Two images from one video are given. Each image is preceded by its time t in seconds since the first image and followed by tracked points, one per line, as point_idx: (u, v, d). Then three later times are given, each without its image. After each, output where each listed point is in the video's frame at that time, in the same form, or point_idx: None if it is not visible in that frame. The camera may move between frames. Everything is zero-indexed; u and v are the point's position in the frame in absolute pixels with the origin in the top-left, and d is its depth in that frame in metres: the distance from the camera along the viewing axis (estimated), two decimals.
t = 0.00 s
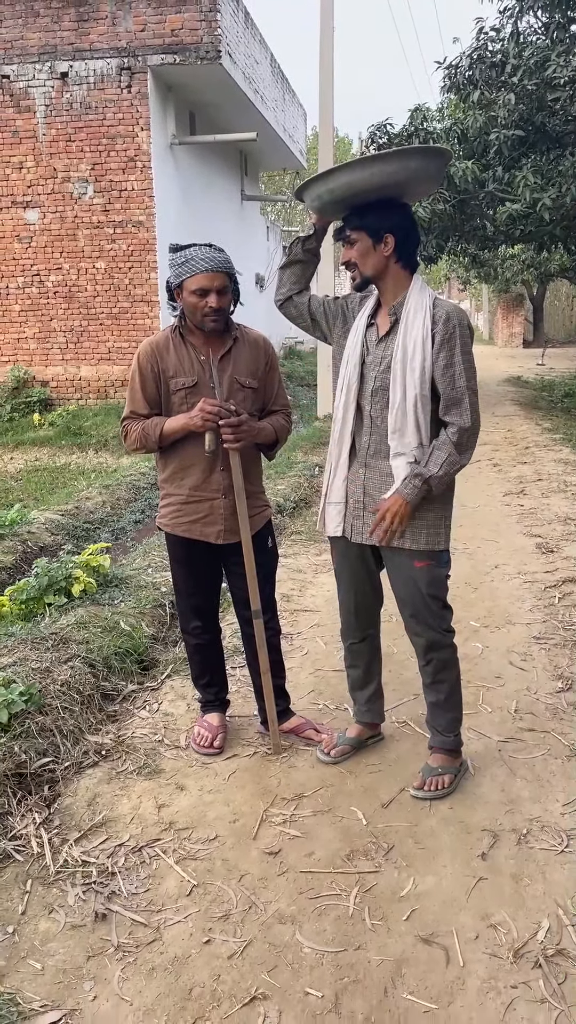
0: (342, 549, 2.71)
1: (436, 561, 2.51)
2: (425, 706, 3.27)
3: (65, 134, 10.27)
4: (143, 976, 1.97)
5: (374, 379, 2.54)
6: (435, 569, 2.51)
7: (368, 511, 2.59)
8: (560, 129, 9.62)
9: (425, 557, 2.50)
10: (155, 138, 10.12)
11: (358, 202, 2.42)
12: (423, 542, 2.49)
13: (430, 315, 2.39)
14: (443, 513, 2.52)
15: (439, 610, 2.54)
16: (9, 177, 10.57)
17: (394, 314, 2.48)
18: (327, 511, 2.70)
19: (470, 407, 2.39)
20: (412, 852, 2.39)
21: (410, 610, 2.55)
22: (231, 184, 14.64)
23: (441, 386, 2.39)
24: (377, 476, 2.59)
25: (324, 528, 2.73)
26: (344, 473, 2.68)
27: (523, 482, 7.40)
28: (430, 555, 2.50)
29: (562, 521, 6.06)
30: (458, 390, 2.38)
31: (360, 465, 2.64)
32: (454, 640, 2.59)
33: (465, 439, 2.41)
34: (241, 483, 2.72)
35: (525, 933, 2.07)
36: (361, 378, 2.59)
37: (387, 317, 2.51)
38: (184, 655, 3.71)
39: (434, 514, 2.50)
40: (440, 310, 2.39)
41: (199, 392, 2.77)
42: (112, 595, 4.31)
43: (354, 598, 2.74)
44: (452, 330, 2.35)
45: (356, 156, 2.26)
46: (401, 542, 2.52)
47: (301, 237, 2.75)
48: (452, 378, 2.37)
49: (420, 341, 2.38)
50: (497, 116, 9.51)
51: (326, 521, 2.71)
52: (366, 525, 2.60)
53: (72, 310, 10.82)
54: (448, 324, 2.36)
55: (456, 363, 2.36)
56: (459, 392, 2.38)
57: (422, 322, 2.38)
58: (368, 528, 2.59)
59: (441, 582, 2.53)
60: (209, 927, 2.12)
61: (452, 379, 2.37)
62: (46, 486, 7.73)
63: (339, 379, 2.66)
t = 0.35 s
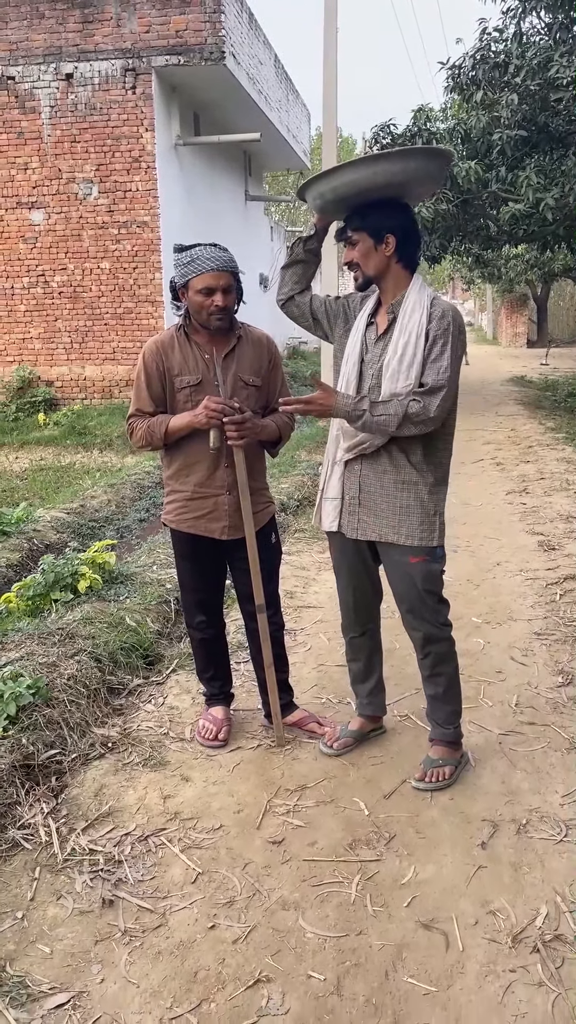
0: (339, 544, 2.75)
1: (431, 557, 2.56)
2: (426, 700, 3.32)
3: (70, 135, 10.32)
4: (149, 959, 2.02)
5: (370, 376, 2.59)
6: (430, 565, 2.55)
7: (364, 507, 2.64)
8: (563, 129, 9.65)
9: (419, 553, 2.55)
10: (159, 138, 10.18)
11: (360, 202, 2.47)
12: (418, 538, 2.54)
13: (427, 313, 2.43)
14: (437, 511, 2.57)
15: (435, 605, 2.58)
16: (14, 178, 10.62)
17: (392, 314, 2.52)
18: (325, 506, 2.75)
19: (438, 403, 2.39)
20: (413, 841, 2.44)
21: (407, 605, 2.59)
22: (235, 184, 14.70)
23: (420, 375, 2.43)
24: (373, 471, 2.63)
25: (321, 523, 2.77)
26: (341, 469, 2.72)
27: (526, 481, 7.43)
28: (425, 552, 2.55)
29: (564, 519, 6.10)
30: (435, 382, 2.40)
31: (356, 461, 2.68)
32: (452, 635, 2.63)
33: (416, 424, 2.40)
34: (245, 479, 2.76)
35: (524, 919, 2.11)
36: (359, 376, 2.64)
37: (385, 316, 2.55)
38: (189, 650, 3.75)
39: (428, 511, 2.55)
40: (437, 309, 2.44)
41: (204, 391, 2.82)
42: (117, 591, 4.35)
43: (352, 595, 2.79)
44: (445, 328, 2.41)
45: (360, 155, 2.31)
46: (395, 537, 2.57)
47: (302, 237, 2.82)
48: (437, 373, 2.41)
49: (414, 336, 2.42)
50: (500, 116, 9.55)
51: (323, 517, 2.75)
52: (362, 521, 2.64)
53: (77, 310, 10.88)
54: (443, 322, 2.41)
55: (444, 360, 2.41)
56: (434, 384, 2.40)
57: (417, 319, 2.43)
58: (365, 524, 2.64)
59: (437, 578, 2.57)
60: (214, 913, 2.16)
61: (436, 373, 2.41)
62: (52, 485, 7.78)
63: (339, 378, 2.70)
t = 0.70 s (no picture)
0: (335, 540, 2.79)
1: (426, 554, 2.59)
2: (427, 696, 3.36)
3: (73, 136, 10.37)
4: (156, 947, 2.05)
5: (366, 375, 2.62)
6: (426, 561, 2.58)
7: (360, 504, 2.68)
8: (565, 128, 9.68)
9: (415, 548, 2.58)
10: (162, 138, 10.25)
11: (357, 202, 2.50)
12: (412, 534, 2.57)
13: (424, 315, 2.47)
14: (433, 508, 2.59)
15: (433, 600, 2.62)
16: (17, 178, 10.66)
17: (389, 314, 2.56)
18: (320, 503, 2.78)
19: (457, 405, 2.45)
20: (414, 833, 2.48)
21: (405, 600, 2.63)
22: (237, 184, 14.74)
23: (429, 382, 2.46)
24: (369, 469, 2.67)
25: (317, 519, 2.81)
26: (337, 466, 2.76)
27: (527, 479, 7.46)
28: (421, 548, 2.58)
29: (565, 516, 6.13)
30: (445, 386, 2.44)
31: (352, 458, 2.72)
32: (450, 629, 2.67)
33: (446, 440, 2.46)
34: (248, 477, 2.80)
35: (523, 908, 2.15)
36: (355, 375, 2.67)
37: (382, 316, 2.60)
38: (192, 646, 3.79)
39: (425, 508, 2.58)
40: (433, 308, 2.47)
41: (207, 389, 2.86)
42: (121, 589, 4.39)
43: (351, 590, 2.82)
44: (443, 329, 2.43)
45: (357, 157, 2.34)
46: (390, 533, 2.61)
47: (302, 235, 2.82)
48: (441, 375, 2.44)
49: (413, 339, 2.46)
50: (502, 116, 9.57)
51: (319, 512, 2.78)
52: (359, 517, 2.69)
53: (80, 310, 10.93)
54: (440, 324, 2.44)
55: (446, 362, 2.44)
56: (446, 390, 2.45)
57: (415, 321, 2.46)
58: (363, 521, 2.68)
59: (433, 574, 2.60)
60: (218, 902, 2.20)
61: (442, 377, 2.44)
62: (55, 484, 7.83)
63: (335, 377, 2.74)
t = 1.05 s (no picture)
0: (337, 537, 2.81)
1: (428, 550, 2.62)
2: (426, 691, 3.39)
3: (72, 136, 10.39)
4: (158, 937, 2.09)
5: (366, 375, 2.65)
6: (428, 557, 2.62)
7: (360, 501, 2.70)
8: (563, 128, 9.70)
9: (417, 545, 2.61)
10: (161, 138, 10.26)
11: (356, 202, 2.53)
12: (415, 531, 2.60)
13: (424, 314, 2.50)
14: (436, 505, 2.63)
15: (434, 596, 2.66)
16: (16, 179, 10.69)
17: (389, 314, 2.59)
18: (322, 501, 2.80)
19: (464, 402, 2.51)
20: (412, 825, 2.51)
21: (406, 596, 2.67)
22: (236, 184, 14.76)
23: (437, 384, 2.49)
24: (370, 466, 2.69)
25: (319, 517, 2.83)
26: (338, 465, 2.78)
27: (526, 477, 7.50)
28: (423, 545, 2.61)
29: (564, 514, 6.17)
30: (451, 385, 2.49)
31: (353, 456, 2.74)
32: (450, 625, 2.72)
33: (461, 437, 2.53)
34: (248, 475, 2.83)
35: (519, 898, 2.18)
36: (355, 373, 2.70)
37: (382, 316, 2.62)
38: (193, 643, 3.83)
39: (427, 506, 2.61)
40: (432, 307, 2.51)
41: (207, 388, 2.88)
42: (122, 586, 4.42)
43: (352, 586, 2.85)
44: (443, 327, 2.47)
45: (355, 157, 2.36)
46: (393, 530, 2.63)
47: (299, 235, 2.85)
48: (445, 374, 2.49)
49: (413, 339, 2.48)
50: (500, 115, 9.59)
51: (321, 510, 2.81)
52: (359, 515, 2.71)
53: (80, 309, 10.95)
54: (440, 323, 2.47)
55: (448, 360, 2.48)
56: (453, 389, 2.49)
57: (414, 321, 2.49)
58: (363, 519, 2.70)
59: (434, 570, 2.64)
60: (220, 893, 2.23)
61: (447, 376, 2.49)
62: (55, 483, 7.86)
63: (334, 376, 2.76)
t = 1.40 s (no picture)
0: (337, 535, 2.84)
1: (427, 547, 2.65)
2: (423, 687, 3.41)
3: (67, 134, 10.39)
4: (158, 931, 2.10)
5: (368, 372, 2.67)
6: (426, 556, 2.65)
7: (359, 499, 2.73)
8: (558, 126, 9.72)
9: (415, 542, 2.64)
10: (156, 137, 10.25)
11: (357, 200, 2.54)
12: (414, 529, 2.62)
13: (425, 314, 2.51)
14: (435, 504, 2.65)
15: (432, 594, 2.68)
16: (12, 177, 10.68)
17: (389, 311, 2.61)
18: (322, 497, 2.82)
19: (463, 401, 2.53)
20: (410, 819, 2.52)
21: (404, 594, 2.69)
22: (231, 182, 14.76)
23: (436, 384, 2.50)
24: (369, 465, 2.71)
25: (318, 513, 2.85)
26: (338, 462, 2.80)
27: (521, 475, 7.52)
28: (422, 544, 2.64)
29: (559, 511, 6.19)
30: (451, 385, 2.50)
31: (354, 453, 2.76)
32: (448, 622, 2.74)
33: (459, 437, 2.55)
34: (246, 471, 2.84)
35: (516, 891, 2.19)
36: (356, 370, 2.72)
37: (383, 313, 2.64)
38: (191, 640, 3.84)
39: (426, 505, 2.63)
40: (434, 305, 2.52)
41: (205, 385, 2.90)
42: (120, 584, 4.44)
43: (351, 585, 2.88)
44: (444, 327, 2.48)
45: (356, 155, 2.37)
46: (392, 528, 2.65)
47: (301, 233, 2.88)
48: (445, 375, 2.50)
49: (414, 337, 2.49)
50: (495, 114, 9.61)
51: (320, 507, 2.83)
52: (358, 512, 2.73)
53: (75, 307, 10.94)
54: (442, 323, 2.48)
55: (449, 360, 2.50)
56: (453, 389, 2.51)
57: (416, 319, 2.50)
58: (362, 517, 2.72)
59: (432, 568, 2.67)
60: (218, 887, 2.25)
61: (448, 376, 2.50)
62: (51, 481, 7.85)
63: (335, 373, 2.78)
